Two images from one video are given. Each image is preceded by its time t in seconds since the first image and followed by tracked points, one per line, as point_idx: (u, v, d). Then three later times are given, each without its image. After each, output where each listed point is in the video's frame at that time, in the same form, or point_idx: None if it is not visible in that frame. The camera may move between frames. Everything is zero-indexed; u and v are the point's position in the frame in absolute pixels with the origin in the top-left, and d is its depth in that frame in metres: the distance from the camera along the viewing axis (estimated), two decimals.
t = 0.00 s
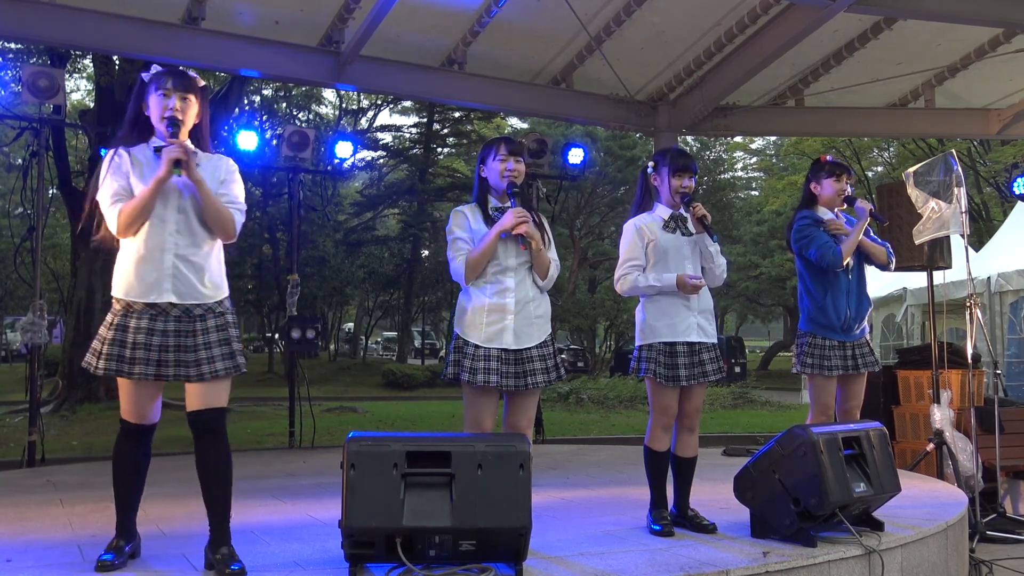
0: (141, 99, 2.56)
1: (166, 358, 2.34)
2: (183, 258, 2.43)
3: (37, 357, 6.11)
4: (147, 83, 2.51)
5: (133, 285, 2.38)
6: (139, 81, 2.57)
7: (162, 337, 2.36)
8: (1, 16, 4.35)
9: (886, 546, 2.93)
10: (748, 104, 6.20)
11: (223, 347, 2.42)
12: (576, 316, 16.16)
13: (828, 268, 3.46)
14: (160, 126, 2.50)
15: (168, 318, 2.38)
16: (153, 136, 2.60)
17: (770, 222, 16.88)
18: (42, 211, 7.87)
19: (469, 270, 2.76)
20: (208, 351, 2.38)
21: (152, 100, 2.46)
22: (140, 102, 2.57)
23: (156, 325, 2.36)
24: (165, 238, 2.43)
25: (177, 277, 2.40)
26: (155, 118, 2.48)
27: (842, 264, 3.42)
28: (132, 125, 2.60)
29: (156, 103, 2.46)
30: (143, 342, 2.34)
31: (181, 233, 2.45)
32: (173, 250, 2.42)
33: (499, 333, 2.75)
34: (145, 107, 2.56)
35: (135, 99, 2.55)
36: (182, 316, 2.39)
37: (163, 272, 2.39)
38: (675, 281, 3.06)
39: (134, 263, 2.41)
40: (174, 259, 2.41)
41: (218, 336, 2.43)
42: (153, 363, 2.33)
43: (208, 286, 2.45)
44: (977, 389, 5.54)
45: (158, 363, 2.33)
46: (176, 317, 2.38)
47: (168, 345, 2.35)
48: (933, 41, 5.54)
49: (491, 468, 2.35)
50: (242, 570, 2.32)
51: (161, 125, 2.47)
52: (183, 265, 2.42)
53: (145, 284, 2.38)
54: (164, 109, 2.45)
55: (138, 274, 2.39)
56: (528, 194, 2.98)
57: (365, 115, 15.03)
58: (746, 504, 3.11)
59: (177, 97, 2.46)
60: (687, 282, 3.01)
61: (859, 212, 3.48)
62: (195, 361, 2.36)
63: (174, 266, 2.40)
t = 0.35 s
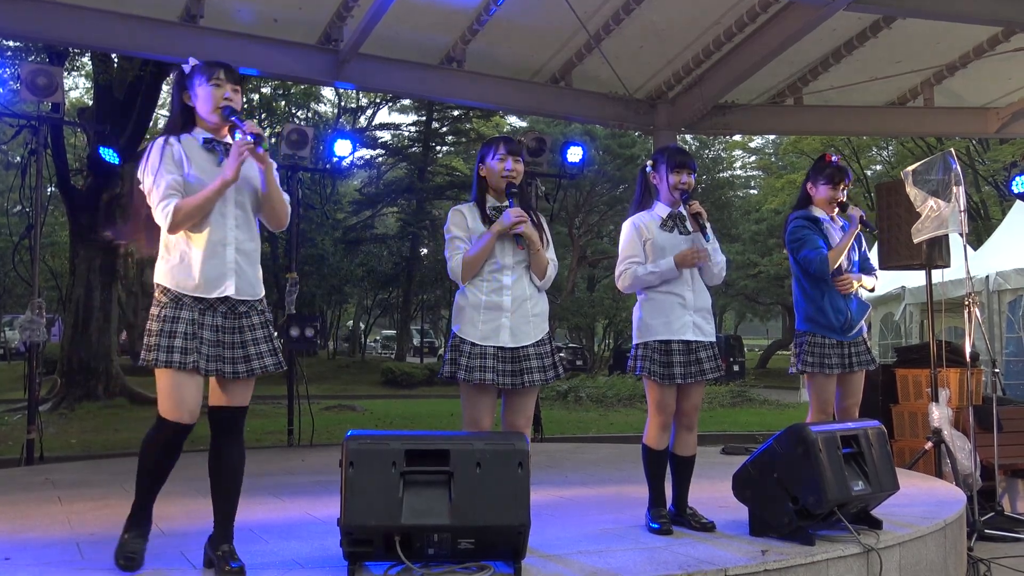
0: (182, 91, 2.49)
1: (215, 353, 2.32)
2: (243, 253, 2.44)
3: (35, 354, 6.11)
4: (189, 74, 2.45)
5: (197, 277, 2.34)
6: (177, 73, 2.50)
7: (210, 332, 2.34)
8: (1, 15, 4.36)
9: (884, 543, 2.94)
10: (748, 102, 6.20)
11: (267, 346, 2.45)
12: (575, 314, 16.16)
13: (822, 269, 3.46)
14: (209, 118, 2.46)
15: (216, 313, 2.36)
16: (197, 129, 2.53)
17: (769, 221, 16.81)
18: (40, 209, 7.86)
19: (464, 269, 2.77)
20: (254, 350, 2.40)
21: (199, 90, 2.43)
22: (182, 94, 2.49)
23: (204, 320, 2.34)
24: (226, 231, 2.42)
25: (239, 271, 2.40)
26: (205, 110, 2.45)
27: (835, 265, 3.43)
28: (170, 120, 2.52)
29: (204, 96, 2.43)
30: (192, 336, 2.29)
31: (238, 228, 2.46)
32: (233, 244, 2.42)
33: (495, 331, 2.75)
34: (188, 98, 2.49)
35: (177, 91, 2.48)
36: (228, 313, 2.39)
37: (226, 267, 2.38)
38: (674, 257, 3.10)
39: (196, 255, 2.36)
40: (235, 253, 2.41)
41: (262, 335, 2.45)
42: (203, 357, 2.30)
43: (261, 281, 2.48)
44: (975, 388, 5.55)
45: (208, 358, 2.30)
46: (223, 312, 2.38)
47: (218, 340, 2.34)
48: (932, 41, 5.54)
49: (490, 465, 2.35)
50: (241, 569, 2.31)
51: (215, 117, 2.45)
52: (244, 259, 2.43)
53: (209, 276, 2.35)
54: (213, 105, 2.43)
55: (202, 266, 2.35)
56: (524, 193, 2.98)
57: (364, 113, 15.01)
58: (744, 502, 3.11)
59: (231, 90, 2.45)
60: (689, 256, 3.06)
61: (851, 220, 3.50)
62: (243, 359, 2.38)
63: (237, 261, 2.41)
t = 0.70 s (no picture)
0: (208, 82, 2.45)
1: (225, 348, 2.31)
2: (260, 249, 2.45)
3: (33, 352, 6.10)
4: (218, 67, 2.42)
5: (216, 269, 2.33)
6: (202, 64, 2.46)
7: (223, 325, 2.32)
8: None
9: (882, 542, 2.94)
10: (746, 100, 6.20)
11: (272, 345, 2.44)
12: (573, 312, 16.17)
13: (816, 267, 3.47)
14: (235, 110, 2.43)
15: (227, 307, 2.35)
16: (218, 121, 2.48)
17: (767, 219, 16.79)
18: (38, 208, 7.85)
19: (461, 265, 2.77)
20: (259, 348, 2.40)
21: (228, 84, 2.40)
22: (209, 86, 2.45)
23: (218, 313, 2.32)
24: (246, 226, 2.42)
25: (255, 268, 2.41)
26: (232, 103, 2.42)
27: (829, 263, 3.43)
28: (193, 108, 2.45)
29: (230, 90, 2.40)
30: (206, 327, 2.26)
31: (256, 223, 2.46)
32: (251, 240, 2.42)
33: (491, 329, 2.75)
34: (215, 91, 2.45)
35: (204, 83, 2.43)
36: (237, 308, 2.38)
37: (245, 263, 2.38)
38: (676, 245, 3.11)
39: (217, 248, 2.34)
40: (253, 249, 2.41)
41: (268, 334, 2.45)
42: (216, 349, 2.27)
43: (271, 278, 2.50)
44: (972, 386, 5.56)
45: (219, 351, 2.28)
46: (234, 306, 2.36)
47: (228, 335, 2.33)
48: (930, 39, 5.55)
49: (487, 463, 2.35)
50: (239, 568, 2.30)
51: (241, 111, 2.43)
52: (261, 256, 2.44)
53: (228, 271, 2.34)
54: (240, 100, 2.41)
55: (223, 260, 2.33)
56: (521, 191, 2.97)
57: (362, 111, 15.00)
58: (740, 499, 3.11)
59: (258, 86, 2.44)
60: (692, 237, 3.04)
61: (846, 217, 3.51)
62: (249, 356, 2.36)
63: (254, 257, 2.41)
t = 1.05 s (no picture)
0: (202, 76, 2.42)
1: (226, 349, 2.30)
2: (257, 245, 2.45)
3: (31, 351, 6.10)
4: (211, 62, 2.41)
5: (215, 268, 2.33)
6: (196, 58, 2.43)
7: (224, 327, 2.32)
8: None
9: (880, 540, 2.94)
10: (745, 98, 6.21)
11: (276, 344, 2.43)
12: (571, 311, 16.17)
13: (814, 267, 3.47)
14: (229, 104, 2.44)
15: (229, 308, 2.34)
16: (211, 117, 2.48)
17: (765, 217, 16.77)
18: (35, 206, 7.84)
19: (457, 265, 2.77)
20: (263, 348, 2.38)
21: (224, 79, 2.40)
22: (204, 80, 2.42)
23: (219, 315, 2.31)
24: (241, 222, 2.41)
25: (254, 264, 2.41)
26: (227, 97, 2.43)
27: (826, 262, 3.43)
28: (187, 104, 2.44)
29: (230, 86, 2.41)
30: (206, 331, 2.26)
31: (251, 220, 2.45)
32: (248, 236, 2.42)
33: (488, 328, 2.75)
34: (209, 86, 2.43)
35: (201, 77, 2.40)
36: (240, 308, 2.37)
37: (243, 259, 2.38)
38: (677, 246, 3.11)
39: (213, 248, 2.34)
40: (250, 246, 2.41)
41: (271, 332, 2.43)
42: (216, 352, 2.27)
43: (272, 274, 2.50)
44: (971, 384, 5.56)
45: (220, 354, 2.28)
46: (236, 307, 2.36)
47: (230, 336, 2.32)
48: (928, 38, 5.56)
49: (486, 461, 2.35)
50: (237, 566, 2.31)
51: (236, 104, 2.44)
52: (258, 251, 2.44)
53: (227, 270, 2.34)
54: (237, 94, 2.42)
55: (221, 259, 2.33)
56: (519, 189, 2.97)
57: (360, 109, 15.00)
58: (740, 498, 3.11)
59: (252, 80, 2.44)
60: (691, 240, 3.04)
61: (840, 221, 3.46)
62: (253, 356, 2.36)
63: (252, 254, 2.41)
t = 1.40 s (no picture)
0: (187, 78, 2.44)
1: (217, 348, 2.29)
2: (247, 244, 2.42)
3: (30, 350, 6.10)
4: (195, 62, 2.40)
5: (201, 269, 2.32)
6: (181, 60, 2.44)
7: (216, 326, 2.31)
8: None
9: (879, 539, 2.94)
10: (744, 97, 6.22)
11: (270, 343, 2.41)
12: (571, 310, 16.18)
13: (813, 266, 3.47)
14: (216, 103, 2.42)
15: (221, 307, 2.33)
16: (199, 118, 2.48)
17: (764, 216, 16.78)
18: (35, 205, 7.84)
19: (454, 264, 2.77)
20: (256, 347, 2.37)
21: (208, 77, 2.38)
22: (188, 81, 2.44)
23: (210, 314, 2.31)
24: (228, 222, 2.38)
25: (243, 263, 2.38)
26: (212, 95, 2.41)
27: (825, 262, 3.43)
28: (175, 109, 2.45)
29: (214, 81, 2.38)
30: (196, 330, 2.26)
31: (241, 218, 2.42)
32: (237, 235, 2.39)
33: (486, 327, 2.75)
34: (194, 86, 2.44)
35: (186, 76, 2.41)
36: (233, 306, 2.36)
37: (229, 259, 2.35)
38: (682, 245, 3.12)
39: (197, 249, 2.33)
40: (238, 246, 2.38)
41: (266, 331, 2.41)
42: (205, 351, 2.26)
43: (267, 272, 2.46)
44: (970, 383, 5.56)
45: (210, 353, 2.27)
46: (228, 306, 2.35)
47: (222, 335, 2.31)
48: (927, 38, 5.56)
49: (486, 460, 2.35)
50: (236, 565, 2.31)
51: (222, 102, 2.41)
52: (248, 250, 2.41)
53: (213, 270, 2.32)
54: (222, 87, 2.39)
55: (206, 259, 2.32)
56: (518, 187, 2.97)
57: (359, 108, 15.00)
58: (739, 497, 3.11)
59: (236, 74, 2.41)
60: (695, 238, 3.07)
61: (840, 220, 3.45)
62: (246, 355, 2.34)
63: (241, 253, 2.39)
